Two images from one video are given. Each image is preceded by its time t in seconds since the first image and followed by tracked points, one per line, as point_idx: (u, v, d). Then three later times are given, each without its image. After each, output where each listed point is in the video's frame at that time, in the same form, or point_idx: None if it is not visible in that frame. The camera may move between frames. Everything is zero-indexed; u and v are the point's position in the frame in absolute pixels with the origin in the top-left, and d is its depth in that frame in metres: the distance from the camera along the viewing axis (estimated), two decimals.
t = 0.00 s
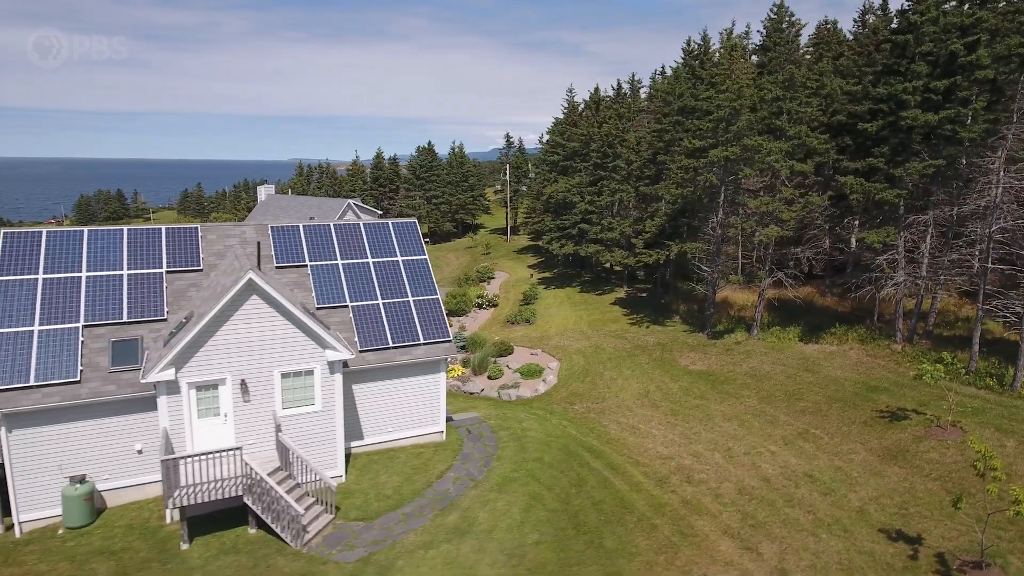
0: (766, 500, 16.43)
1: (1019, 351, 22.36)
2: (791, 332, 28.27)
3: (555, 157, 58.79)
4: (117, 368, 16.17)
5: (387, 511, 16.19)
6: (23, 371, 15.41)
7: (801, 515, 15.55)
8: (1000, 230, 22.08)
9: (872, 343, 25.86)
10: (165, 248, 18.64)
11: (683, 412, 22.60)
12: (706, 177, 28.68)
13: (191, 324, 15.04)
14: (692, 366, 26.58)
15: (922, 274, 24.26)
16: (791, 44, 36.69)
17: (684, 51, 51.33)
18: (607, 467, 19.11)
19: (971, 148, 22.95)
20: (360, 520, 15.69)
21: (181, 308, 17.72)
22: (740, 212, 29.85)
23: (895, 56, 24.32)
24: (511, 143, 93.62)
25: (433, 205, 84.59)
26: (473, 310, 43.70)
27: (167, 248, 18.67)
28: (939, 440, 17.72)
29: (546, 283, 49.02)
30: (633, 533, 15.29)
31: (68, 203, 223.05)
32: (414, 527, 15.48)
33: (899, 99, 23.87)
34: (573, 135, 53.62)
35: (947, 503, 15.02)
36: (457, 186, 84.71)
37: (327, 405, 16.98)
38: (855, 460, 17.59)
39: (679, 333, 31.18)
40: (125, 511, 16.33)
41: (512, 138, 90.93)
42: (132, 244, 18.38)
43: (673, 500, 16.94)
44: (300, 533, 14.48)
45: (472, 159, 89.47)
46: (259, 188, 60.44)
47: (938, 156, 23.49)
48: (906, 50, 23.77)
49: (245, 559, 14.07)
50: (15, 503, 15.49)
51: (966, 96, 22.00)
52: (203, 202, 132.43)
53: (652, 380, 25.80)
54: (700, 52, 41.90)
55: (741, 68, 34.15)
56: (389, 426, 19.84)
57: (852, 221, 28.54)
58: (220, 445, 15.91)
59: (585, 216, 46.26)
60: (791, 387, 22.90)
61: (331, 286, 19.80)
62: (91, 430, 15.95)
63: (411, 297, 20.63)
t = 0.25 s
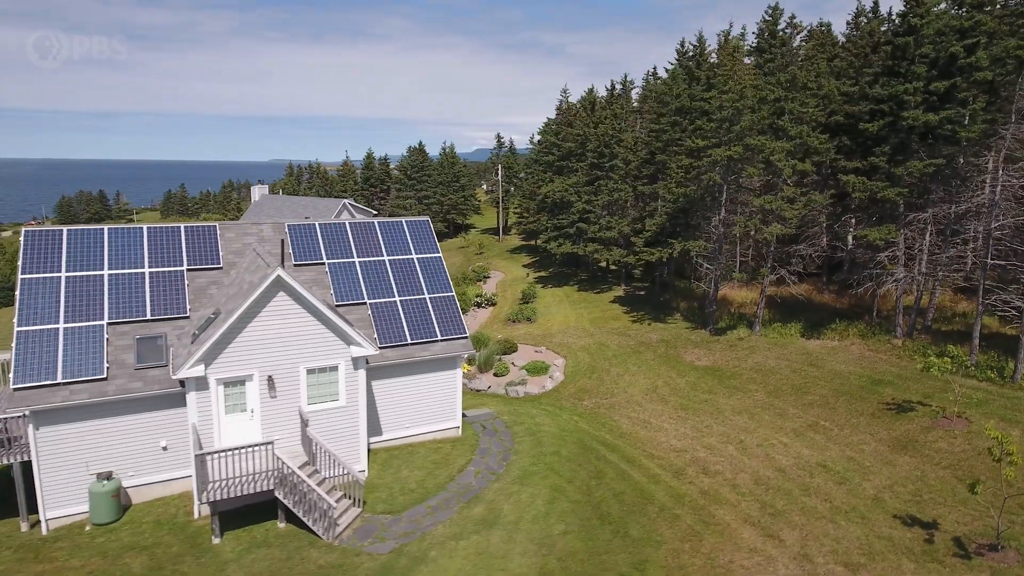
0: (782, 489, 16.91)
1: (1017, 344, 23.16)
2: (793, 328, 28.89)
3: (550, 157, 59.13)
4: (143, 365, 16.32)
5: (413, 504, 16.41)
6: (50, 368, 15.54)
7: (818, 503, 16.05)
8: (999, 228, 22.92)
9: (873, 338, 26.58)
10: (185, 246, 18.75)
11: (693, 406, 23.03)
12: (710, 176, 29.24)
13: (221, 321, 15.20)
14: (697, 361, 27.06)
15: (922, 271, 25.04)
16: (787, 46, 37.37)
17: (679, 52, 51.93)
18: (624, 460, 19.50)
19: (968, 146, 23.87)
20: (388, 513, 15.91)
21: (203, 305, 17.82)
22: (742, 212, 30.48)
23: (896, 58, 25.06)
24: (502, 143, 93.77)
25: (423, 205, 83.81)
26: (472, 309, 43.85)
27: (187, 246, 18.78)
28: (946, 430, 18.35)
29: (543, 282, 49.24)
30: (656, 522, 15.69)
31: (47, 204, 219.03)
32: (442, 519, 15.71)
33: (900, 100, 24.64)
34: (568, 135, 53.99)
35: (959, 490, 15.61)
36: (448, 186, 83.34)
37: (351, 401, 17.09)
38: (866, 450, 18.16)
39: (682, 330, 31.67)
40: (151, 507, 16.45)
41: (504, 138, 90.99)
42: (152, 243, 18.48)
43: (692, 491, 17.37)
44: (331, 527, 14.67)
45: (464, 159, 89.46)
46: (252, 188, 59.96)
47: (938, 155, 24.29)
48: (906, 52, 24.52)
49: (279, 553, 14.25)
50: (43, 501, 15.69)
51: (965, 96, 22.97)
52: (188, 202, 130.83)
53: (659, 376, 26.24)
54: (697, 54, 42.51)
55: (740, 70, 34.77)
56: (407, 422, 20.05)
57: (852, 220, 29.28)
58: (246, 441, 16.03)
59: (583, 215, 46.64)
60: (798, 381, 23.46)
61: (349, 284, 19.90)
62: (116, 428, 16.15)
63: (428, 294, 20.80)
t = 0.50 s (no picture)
0: (793, 479, 17.36)
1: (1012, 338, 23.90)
2: (792, 324, 29.46)
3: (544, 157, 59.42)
4: (164, 363, 16.38)
5: (434, 498, 16.63)
6: (71, 367, 15.50)
7: (829, 492, 16.51)
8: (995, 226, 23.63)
9: (871, 333, 27.24)
10: (200, 245, 18.79)
11: (699, 401, 23.42)
12: (710, 176, 29.71)
13: (245, 318, 15.32)
14: (700, 357, 27.50)
15: (919, 267, 25.74)
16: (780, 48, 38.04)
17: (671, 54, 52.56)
18: (636, 453, 19.85)
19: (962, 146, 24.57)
20: (410, 507, 16.11)
21: (220, 303, 17.88)
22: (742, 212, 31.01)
23: (892, 60, 25.70)
24: (493, 143, 93.84)
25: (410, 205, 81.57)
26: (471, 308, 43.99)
27: (202, 245, 18.82)
28: (949, 421, 18.93)
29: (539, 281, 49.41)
30: (674, 512, 16.04)
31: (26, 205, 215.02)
32: (464, 512, 15.93)
33: (897, 101, 25.27)
34: (563, 135, 54.32)
35: (965, 478, 16.15)
36: (440, 185, 82.80)
37: (370, 397, 17.25)
38: (872, 441, 18.66)
39: (682, 327, 32.10)
40: (172, 505, 16.51)
41: (494, 138, 90.99)
42: (168, 241, 18.50)
43: (705, 482, 17.76)
44: (356, 521, 14.84)
45: (455, 159, 89.41)
46: (245, 188, 59.45)
47: (932, 154, 24.94)
48: (903, 55, 25.17)
49: (306, 546, 14.40)
50: (64, 499, 15.69)
51: (960, 97, 23.61)
52: (172, 203, 128.99)
53: (664, 371, 26.64)
54: (692, 55, 43.07)
55: (736, 71, 35.35)
56: (421, 418, 20.20)
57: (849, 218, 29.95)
58: (268, 437, 16.14)
59: (579, 215, 46.99)
60: (801, 376, 23.98)
61: (363, 281, 20.02)
62: (137, 425, 16.20)
63: (441, 292, 20.96)
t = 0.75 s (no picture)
0: (799, 467, 17.96)
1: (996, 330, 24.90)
2: (784, 319, 30.24)
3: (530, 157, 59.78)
4: (180, 362, 16.35)
5: (453, 492, 16.88)
6: (88, 366, 15.43)
7: (835, 479, 17.12)
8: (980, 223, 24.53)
9: (861, 327, 28.10)
10: (210, 244, 18.74)
11: (700, 394, 23.98)
12: (704, 175, 30.33)
13: (265, 316, 15.37)
14: (697, 352, 28.12)
15: (907, 262, 26.62)
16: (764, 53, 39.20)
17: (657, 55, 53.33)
18: (643, 445, 20.30)
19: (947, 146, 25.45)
20: (430, 501, 16.34)
21: (233, 302, 17.86)
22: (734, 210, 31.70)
23: (881, 63, 26.55)
24: (476, 143, 93.93)
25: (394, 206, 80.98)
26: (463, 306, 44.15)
27: (212, 244, 18.77)
28: (942, 409, 19.72)
29: (530, 279, 49.73)
30: (688, 501, 16.51)
31: None
32: (483, 505, 16.20)
33: (886, 102, 26.11)
34: (551, 135, 54.75)
35: (962, 462, 16.90)
36: (423, 185, 83.36)
37: (386, 394, 17.43)
38: (871, 430, 19.36)
39: (677, 322, 32.72)
40: (190, 503, 16.51)
41: (477, 138, 91.07)
42: (178, 240, 18.44)
43: (714, 471, 18.28)
44: (379, 515, 14.99)
45: (438, 158, 89.30)
46: (230, 187, 58.64)
47: (919, 154, 25.79)
48: (890, 58, 26.00)
49: (331, 541, 14.55)
50: (81, 500, 15.63)
51: (946, 99, 24.46)
52: (147, 204, 126.32)
53: (663, 366, 27.18)
54: (679, 56, 43.84)
55: (725, 74, 36.19)
56: (432, 414, 20.40)
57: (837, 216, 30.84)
58: (287, 434, 16.22)
59: (570, 213, 47.47)
60: (797, 369, 24.69)
61: (373, 279, 20.12)
62: (153, 425, 16.17)
63: (449, 289, 21.17)
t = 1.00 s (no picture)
0: (796, 456, 18.57)
1: (973, 322, 26.00)
2: (770, 314, 31.04)
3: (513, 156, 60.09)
4: (187, 362, 16.22)
5: (463, 487, 17.09)
6: (95, 367, 15.28)
7: (831, 466, 17.75)
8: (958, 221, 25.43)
9: (845, 320, 28.99)
10: (212, 243, 18.59)
11: (695, 388, 24.54)
12: (692, 174, 30.92)
13: (275, 315, 15.36)
14: (688, 347, 28.76)
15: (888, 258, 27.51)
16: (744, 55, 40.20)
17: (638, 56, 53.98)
18: (644, 438, 20.76)
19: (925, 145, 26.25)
20: (442, 496, 16.53)
21: (237, 302, 17.76)
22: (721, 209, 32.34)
23: (861, 67, 27.37)
24: (456, 142, 93.78)
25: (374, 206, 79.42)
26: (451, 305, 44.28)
27: (214, 243, 18.62)
28: (928, 398, 20.52)
29: (515, 278, 49.98)
30: (693, 491, 16.98)
31: None
32: (494, 498, 16.45)
33: (867, 103, 26.94)
34: (534, 134, 55.13)
35: (951, 448, 17.68)
36: (403, 185, 82.36)
37: (394, 391, 17.57)
38: (862, 419, 20.07)
39: (666, 319, 33.34)
40: (200, 504, 16.46)
41: (457, 137, 90.93)
42: (180, 240, 18.28)
43: (715, 462, 18.80)
44: (393, 510, 15.06)
45: (418, 157, 88.98)
46: (208, 187, 57.69)
47: (899, 152, 26.50)
48: (871, 61, 26.82)
49: (348, 538, 14.64)
50: (88, 503, 15.46)
51: (923, 102, 25.30)
52: (116, 204, 123.17)
53: (656, 361, 27.74)
54: (663, 57, 44.60)
55: (709, 75, 37.04)
56: (436, 411, 20.57)
57: (819, 213, 31.74)
58: (298, 433, 16.24)
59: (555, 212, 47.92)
60: (786, 361, 25.43)
61: (375, 278, 20.17)
62: (161, 425, 16.08)
63: (450, 287, 21.32)
